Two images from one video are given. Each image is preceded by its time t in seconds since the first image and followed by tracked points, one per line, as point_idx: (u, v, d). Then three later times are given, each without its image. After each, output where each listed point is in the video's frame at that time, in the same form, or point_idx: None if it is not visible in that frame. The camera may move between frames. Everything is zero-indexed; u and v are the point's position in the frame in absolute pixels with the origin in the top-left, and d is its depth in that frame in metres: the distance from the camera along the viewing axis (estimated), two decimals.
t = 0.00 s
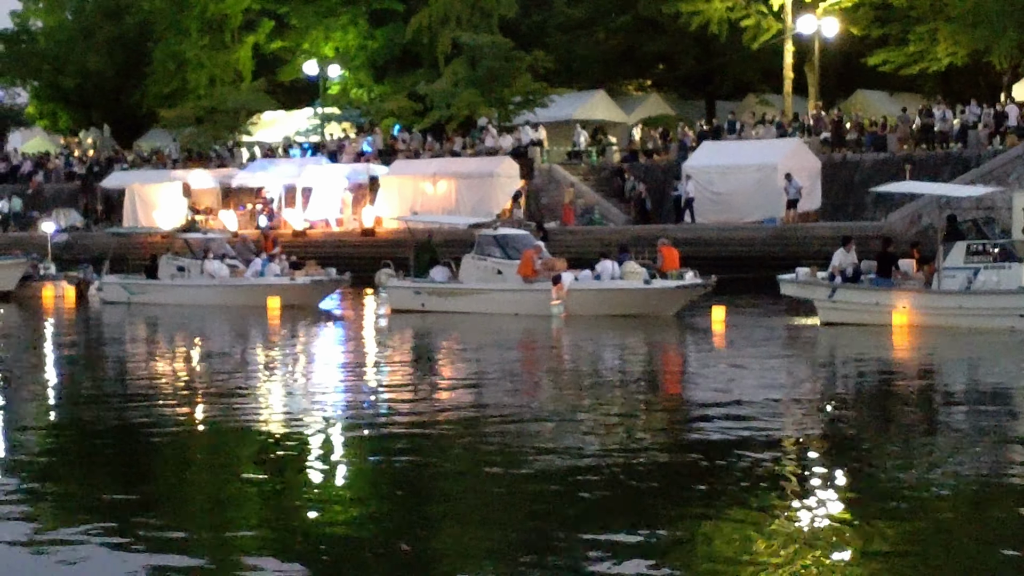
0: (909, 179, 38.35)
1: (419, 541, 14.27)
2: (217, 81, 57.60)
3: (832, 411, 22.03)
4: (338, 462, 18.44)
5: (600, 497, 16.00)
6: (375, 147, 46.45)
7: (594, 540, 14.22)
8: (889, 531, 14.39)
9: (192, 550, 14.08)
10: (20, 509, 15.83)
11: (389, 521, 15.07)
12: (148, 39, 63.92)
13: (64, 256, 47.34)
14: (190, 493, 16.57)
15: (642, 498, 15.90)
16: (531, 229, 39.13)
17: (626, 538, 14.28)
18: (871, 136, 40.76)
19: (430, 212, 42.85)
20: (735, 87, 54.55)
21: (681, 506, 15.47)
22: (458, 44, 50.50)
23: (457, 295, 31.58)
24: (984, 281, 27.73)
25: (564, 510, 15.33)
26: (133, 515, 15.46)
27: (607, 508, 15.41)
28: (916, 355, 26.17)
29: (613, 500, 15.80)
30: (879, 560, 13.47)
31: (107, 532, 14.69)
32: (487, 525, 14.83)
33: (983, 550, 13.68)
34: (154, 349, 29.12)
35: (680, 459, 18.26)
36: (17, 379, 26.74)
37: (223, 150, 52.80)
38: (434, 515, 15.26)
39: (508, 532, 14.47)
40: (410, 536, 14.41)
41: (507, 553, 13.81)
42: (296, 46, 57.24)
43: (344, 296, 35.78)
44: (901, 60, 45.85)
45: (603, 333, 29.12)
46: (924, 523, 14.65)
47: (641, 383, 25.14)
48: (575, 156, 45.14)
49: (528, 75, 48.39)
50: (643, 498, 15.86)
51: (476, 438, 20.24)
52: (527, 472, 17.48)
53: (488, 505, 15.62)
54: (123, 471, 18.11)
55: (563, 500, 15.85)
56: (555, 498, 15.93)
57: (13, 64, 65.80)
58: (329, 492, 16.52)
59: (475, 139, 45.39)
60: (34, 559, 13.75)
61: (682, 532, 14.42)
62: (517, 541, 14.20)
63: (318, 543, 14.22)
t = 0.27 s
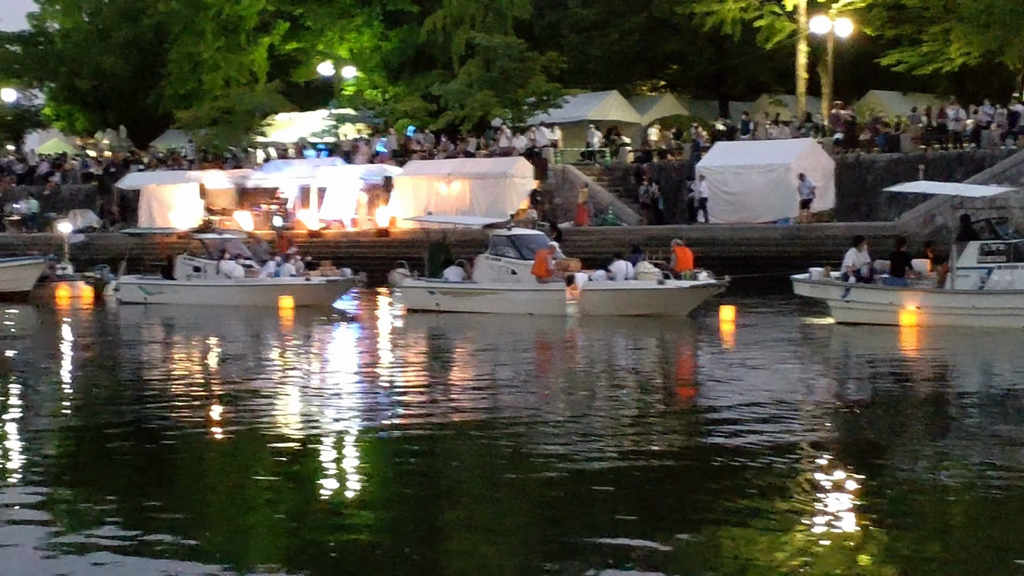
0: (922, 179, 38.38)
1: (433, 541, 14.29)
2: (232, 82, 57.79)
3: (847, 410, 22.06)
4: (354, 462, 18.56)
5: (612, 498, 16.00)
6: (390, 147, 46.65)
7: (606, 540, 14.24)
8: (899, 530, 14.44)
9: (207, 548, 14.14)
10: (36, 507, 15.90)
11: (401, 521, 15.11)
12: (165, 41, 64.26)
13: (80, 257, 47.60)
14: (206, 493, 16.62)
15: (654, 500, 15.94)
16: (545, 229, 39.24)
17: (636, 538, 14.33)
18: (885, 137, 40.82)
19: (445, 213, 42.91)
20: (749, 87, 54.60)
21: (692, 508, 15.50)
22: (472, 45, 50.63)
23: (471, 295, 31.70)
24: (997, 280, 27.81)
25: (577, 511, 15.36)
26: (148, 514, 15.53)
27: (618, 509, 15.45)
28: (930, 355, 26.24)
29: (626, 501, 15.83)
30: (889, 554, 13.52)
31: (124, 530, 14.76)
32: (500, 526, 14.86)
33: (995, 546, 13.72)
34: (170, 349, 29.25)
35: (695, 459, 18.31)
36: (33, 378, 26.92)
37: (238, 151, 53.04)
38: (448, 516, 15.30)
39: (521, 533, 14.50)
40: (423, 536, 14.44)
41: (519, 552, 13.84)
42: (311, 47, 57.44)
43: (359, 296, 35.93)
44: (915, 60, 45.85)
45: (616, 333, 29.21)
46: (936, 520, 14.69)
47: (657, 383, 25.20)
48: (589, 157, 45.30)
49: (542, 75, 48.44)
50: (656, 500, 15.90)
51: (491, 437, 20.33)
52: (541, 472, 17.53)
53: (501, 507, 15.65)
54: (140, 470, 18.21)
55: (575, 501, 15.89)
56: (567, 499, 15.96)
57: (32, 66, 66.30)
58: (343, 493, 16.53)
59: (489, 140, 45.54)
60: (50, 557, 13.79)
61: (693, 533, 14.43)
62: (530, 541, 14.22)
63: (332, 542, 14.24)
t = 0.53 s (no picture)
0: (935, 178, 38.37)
1: (445, 541, 14.29)
2: (246, 83, 58.12)
3: (861, 410, 22.08)
4: (367, 460, 18.66)
5: (623, 498, 16.01)
6: (403, 147, 46.78)
7: (618, 540, 14.23)
8: (908, 529, 14.45)
9: (220, 547, 14.14)
10: (49, 507, 15.93)
11: (412, 521, 15.11)
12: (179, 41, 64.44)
13: (94, 256, 47.81)
14: (217, 492, 16.64)
15: (666, 499, 15.94)
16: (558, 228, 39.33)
17: (648, 537, 14.32)
18: (898, 136, 40.78)
19: (457, 212, 42.99)
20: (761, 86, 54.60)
21: (704, 507, 15.50)
22: (485, 45, 50.70)
23: (484, 294, 31.80)
24: (1010, 279, 27.83)
25: (588, 511, 15.36)
26: (161, 513, 15.55)
27: (630, 509, 15.45)
28: (943, 355, 26.25)
29: (637, 501, 15.83)
30: (898, 556, 13.57)
31: (136, 530, 14.78)
32: (512, 526, 14.86)
33: (1004, 546, 13.76)
34: (184, 349, 29.37)
35: (707, 458, 18.33)
36: (48, 377, 27.06)
37: (253, 151, 53.24)
38: (459, 516, 15.30)
39: (533, 532, 14.49)
40: (435, 535, 14.45)
41: (530, 550, 13.90)
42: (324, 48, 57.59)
43: (372, 295, 36.04)
44: (927, 60, 45.81)
45: (629, 332, 29.28)
46: (946, 521, 14.74)
47: (670, 383, 25.25)
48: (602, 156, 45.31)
49: (554, 75, 48.49)
50: (667, 500, 15.90)
51: (505, 436, 20.39)
52: (553, 471, 17.57)
53: (513, 506, 15.65)
54: (154, 469, 18.28)
55: (586, 500, 15.90)
56: (578, 498, 15.96)
57: (48, 68, 66.61)
58: (355, 492, 16.55)
59: (502, 140, 45.65)
60: (63, 556, 13.81)
61: (705, 533, 14.43)
62: (542, 541, 14.22)
63: (344, 542, 14.25)
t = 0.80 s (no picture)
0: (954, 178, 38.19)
1: (467, 545, 14.24)
2: (263, 83, 58.30)
3: (882, 412, 21.98)
4: (384, 463, 18.62)
5: (644, 502, 15.97)
6: (420, 147, 46.82)
7: (640, 544, 14.17)
8: (930, 533, 14.36)
9: (241, 552, 14.10)
10: (69, 511, 15.92)
11: (433, 526, 15.08)
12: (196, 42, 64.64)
13: (112, 257, 47.96)
14: (237, 497, 16.62)
15: (687, 503, 15.90)
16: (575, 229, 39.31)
17: (670, 542, 14.26)
18: (916, 136, 40.69)
19: (475, 213, 42.94)
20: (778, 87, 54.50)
21: (725, 511, 15.45)
22: (502, 46, 50.67)
23: (501, 294, 31.78)
24: None
25: (609, 515, 15.32)
26: (182, 518, 15.53)
27: (651, 513, 15.40)
28: (964, 355, 26.11)
29: (658, 505, 15.78)
30: (918, 560, 13.47)
31: (157, 534, 14.75)
32: (532, 530, 14.81)
33: None
34: (201, 351, 29.37)
35: (728, 460, 18.31)
36: (67, 379, 27.14)
37: (270, 152, 53.32)
38: (479, 521, 15.27)
39: (554, 537, 14.44)
40: (456, 540, 14.40)
41: (550, 555, 13.81)
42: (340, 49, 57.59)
43: (390, 295, 36.04)
44: (945, 60, 45.64)
45: (646, 333, 29.28)
46: (968, 525, 14.63)
47: (690, 383, 25.24)
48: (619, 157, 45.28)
49: (571, 75, 48.45)
50: (688, 504, 15.85)
51: (524, 438, 20.40)
52: (573, 475, 17.54)
53: (533, 510, 15.61)
54: (173, 473, 18.29)
55: (606, 504, 15.85)
56: (598, 503, 15.92)
57: (65, 68, 67.09)
58: (374, 497, 16.53)
59: (519, 141, 45.65)
60: (85, 560, 13.78)
61: (727, 537, 14.37)
62: (564, 545, 14.17)
63: (365, 547, 14.21)
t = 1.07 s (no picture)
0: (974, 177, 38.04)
1: (487, 535, 14.11)
2: (281, 83, 58.38)
3: (908, 409, 21.88)
4: (405, 459, 18.59)
5: (666, 497, 15.84)
6: (438, 147, 46.82)
7: (662, 535, 14.03)
8: (955, 525, 14.25)
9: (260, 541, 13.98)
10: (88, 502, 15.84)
11: (452, 517, 14.95)
12: (214, 42, 64.81)
13: (130, 257, 48.04)
14: (256, 489, 16.52)
15: (710, 498, 15.76)
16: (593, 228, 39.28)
17: (693, 534, 14.11)
18: (935, 135, 40.55)
19: (493, 212, 42.91)
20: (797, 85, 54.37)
21: (748, 506, 15.30)
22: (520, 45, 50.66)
23: (520, 294, 31.75)
24: None
25: (631, 509, 15.18)
26: (203, 508, 15.43)
27: (674, 507, 15.26)
28: (988, 354, 25.99)
29: (681, 500, 15.64)
30: (941, 551, 13.36)
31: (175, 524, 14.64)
32: (551, 520, 14.73)
33: None
34: (220, 349, 29.38)
35: (753, 458, 18.17)
36: (86, 377, 27.17)
37: (288, 152, 53.38)
38: (500, 513, 15.14)
39: (575, 529, 14.30)
40: (475, 531, 14.29)
41: (570, 544, 13.73)
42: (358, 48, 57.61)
43: (408, 295, 36.04)
44: (965, 58, 45.47)
45: (665, 332, 29.18)
46: (994, 518, 14.52)
47: (713, 382, 25.13)
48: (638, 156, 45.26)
49: (589, 74, 48.32)
50: (710, 498, 15.71)
51: (547, 436, 20.31)
52: (595, 471, 17.43)
53: (554, 504, 15.48)
54: (193, 467, 18.22)
55: (628, 499, 15.71)
56: (620, 498, 15.78)
57: (83, 69, 67.44)
58: (394, 490, 16.41)
59: (537, 140, 45.63)
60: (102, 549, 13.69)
61: (750, 529, 14.22)
62: (585, 537, 14.02)
63: (384, 537, 14.08)
